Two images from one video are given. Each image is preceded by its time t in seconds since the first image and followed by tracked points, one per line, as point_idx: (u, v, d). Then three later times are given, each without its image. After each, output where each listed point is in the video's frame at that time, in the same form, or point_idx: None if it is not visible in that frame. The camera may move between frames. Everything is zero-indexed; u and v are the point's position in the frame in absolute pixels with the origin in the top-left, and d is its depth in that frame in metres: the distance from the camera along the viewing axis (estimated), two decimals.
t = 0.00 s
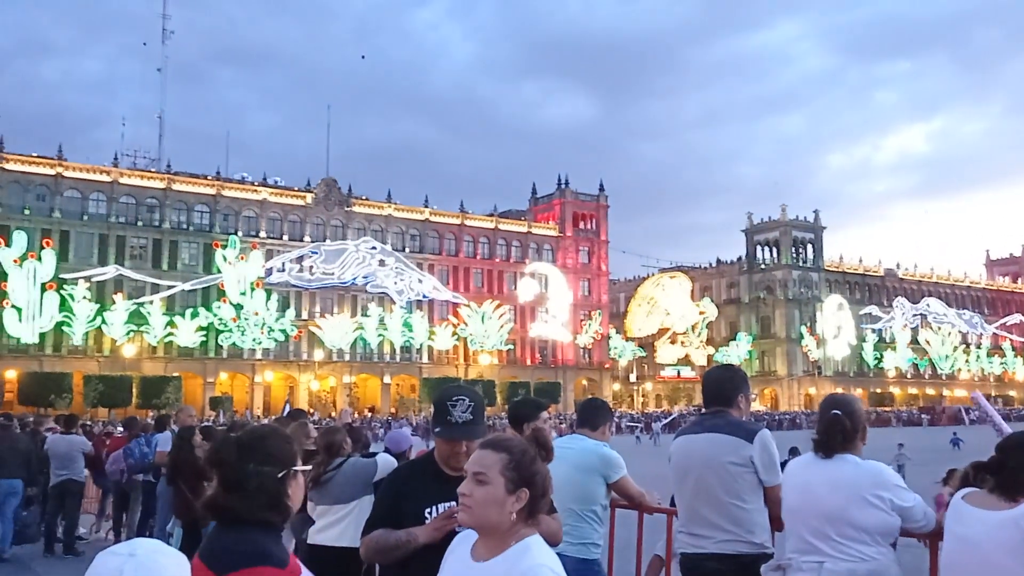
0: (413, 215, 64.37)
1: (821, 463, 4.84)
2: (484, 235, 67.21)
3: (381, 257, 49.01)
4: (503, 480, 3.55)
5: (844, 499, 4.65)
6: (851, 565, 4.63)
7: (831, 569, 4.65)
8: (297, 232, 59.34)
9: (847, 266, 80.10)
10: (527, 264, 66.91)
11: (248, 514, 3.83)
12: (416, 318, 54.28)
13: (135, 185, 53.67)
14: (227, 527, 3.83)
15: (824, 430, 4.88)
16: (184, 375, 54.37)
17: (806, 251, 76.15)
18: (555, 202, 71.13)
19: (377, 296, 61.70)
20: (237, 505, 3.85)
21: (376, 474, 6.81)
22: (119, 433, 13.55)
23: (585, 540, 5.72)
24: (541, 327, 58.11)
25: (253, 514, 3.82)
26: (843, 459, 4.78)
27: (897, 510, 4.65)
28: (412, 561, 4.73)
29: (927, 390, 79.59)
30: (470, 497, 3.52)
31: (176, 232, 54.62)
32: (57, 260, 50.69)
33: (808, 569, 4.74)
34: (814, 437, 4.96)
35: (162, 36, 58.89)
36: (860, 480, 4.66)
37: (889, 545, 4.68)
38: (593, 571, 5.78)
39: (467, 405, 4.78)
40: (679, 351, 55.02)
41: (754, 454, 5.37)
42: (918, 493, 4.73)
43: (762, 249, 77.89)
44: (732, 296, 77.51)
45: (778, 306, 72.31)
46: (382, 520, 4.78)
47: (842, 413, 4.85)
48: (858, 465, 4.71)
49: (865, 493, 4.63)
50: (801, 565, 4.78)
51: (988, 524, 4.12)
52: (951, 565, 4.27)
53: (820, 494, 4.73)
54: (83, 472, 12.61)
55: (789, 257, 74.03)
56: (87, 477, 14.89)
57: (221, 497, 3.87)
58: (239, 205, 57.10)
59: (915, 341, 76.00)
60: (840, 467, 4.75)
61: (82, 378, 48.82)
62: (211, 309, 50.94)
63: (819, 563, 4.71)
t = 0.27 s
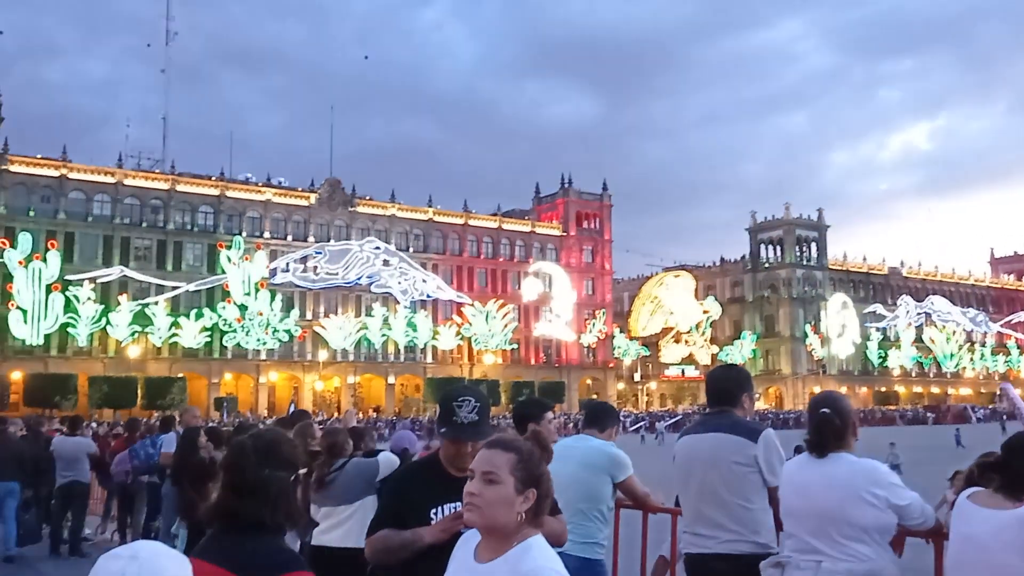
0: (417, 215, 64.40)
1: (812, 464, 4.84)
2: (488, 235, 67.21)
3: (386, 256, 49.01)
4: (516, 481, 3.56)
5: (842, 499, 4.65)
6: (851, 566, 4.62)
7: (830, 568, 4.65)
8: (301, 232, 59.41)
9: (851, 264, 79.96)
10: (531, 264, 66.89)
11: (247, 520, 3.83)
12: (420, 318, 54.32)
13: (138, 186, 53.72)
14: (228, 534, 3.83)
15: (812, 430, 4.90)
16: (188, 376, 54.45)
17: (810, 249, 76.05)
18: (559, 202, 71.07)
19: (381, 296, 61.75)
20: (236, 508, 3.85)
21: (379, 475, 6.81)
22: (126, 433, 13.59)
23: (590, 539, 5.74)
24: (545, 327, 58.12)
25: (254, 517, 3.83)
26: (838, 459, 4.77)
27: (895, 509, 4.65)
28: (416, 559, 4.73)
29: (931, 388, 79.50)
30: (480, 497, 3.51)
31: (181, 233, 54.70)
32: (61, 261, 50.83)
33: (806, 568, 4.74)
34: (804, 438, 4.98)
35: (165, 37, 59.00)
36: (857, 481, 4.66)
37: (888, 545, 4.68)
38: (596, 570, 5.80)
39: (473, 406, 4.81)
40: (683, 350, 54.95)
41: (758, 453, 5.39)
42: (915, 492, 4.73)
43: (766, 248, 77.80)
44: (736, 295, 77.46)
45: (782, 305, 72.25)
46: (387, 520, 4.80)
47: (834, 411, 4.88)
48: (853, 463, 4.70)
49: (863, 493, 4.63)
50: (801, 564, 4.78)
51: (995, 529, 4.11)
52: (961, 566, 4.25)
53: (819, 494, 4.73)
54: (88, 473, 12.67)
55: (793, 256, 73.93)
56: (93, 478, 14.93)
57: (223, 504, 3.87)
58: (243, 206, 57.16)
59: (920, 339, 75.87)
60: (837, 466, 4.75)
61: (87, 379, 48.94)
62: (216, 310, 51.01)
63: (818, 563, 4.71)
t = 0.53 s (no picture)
0: (418, 214, 64.42)
1: (802, 463, 4.87)
2: (489, 234, 67.22)
3: (386, 257, 48.96)
4: (527, 481, 3.60)
5: (832, 497, 4.67)
6: (843, 565, 4.64)
7: (822, 565, 4.67)
8: (302, 233, 59.45)
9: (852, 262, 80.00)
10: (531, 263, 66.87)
11: (245, 521, 3.83)
12: (421, 318, 54.33)
13: (138, 187, 53.73)
14: (226, 536, 3.82)
15: (801, 427, 4.94)
16: (189, 376, 54.50)
17: (811, 247, 76.03)
18: (559, 201, 71.07)
19: (382, 295, 61.79)
20: (234, 511, 3.84)
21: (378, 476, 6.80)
22: (126, 432, 13.61)
23: (591, 536, 5.70)
24: (546, 326, 58.13)
25: (251, 521, 3.82)
26: (823, 459, 4.80)
27: (884, 508, 4.67)
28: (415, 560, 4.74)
29: (932, 385, 79.48)
30: (488, 498, 3.51)
31: (181, 234, 54.73)
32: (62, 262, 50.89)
33: (799, 566, 4.77)
34: (791, 437, 5.01)
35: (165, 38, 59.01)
36: (846, 480, 4.68)
37: (879, 543, 4.70)
38: (597, 569, 5.76)
39: (476, 405, 4.85)
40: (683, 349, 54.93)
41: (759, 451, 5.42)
42: (907, 491, 4.76)
43: (766, 246, 77.77)
44: (737, 294, 77.46)
45: (783, 303, 72.25)
46: (388, 519, 4.80)
47: (816, 411, 4.93)
48: (841, 463, 4.73)
49: (852, 491, 4.65)
50: (793, 562, 4.80)
51: (991, 527, 4.11)
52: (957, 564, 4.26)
53: (808, 493, 4.74)
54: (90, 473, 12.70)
55: (794, 254, 73.88)
56: (95, 477, 14.95)
57: (221, 507, 3.86)
58: (243, 206, 57.15)
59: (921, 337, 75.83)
60: (825, 465, 4.77)
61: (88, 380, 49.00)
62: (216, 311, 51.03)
63: (810, 561, 4.74)
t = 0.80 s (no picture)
0: (418, 214, 64.40)
1: (796, 462, 4.89)
2: (489, 234, 67.21)
3: (386, 257, 48.87)
4: (533, 480, 3.63)
5: (825, 496, 4.71)
6: (839, 564, 4.68)
7: (818, 565, 4.71)
8: (302, 232, 59.45)
9: (852, 262, 80.03)
10: (531, 263, 66.87)
11: (247, 523, 3.82)
12: (421, 318, 54.28)
13: (138, 188, 53.75)
14: (227, 540, 3.82)
15: (789, 426, 4.98)
16: (189, 376, 54.51)
17: (811, 247, 76.00)
18: (560, 200, 71.05)
19: (382, 295, 61.79)
20: (236, 513, 3.84)
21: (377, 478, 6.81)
22: (126, 432, 13.57)
23: (589, 535, 5.71)
24: (546, 325, 58.12)
25: (251, 522, 3.82)
26: (814, 459, 4.85)
27: (876, 505, 4.72)
28: (415, 560, 4.75)
29: (933, 385, 79.47)
30: (495, 499, 3.51)
31: (181, 234, 54.71)
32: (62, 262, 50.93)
33: (794, 565, 4.80)
34: (780, 437, 5.05)
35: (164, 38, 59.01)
36: (840, 480, 4.71)
37: (869, 541, 4.74)
38: (596, 567, 5.77)
39: (475, 407, 4.87)
40: (683, 348, 54.92)
41: (757, 449, 5.45)
42: (900, 488, 4.79)
43: (767, 246, 77.75)
44: (737, 293, 77.50)
45: (783, 302, 72.23)
46: (388, 521, 4.80)
47: (805, 409, 4.97)
48: (834, 463, 4.77)
49: (845, 491, 4.69)
50: (789, 560, 4.84)
51: (988, 525, 4.13)
52: (954, 563, 4.28)
53: (800, 493, 4.78)
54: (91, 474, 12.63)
55: (794, 253, 73.81)
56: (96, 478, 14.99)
57: (221, 508, 3.87)
58: (243, 206, 57.16)
59: (922, 336, 75.81)
60: (816, 464, 4.82)
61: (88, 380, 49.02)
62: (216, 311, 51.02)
63: (806, 561, 4.77)
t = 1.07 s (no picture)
0: (418, 214, 64.45)
1: (787, 462, 4.96)
2: (489, 234, 67.27)
3: (386, 257, 48.93)
4: (541, 480, 3.71)
5: (818, 495, 4.78)
6: (835, 561, 4.75)
7: (816, 564, 4.77)
8: (302, 233, 59.51)
9: (852, 262, 80.15)
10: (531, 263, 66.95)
11: (242, 525, 3.89)
12: (421, 318, 54.35)
13: (138, 188, 53.83)
14: (224, 540, 3.89)
15: (780, 427, 5.05)
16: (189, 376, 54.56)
17: (810, 246, 76.09)
18: (559, 201, 71.11)
19: (382, 296, 61.86)
20: (233, 514, 3.91)
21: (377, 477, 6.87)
22: (127, 431, 13.62)
23: (586, 533, 5.82)
24: (545, 325, 58.20)
25: (250, 523, 3.89)
26: (807, 458, 4.92)
27: (869, 502, 4.79)
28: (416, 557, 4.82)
29: (932, 385, 79.59)
30: (501, 499, 3.58)
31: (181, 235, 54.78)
32: (62, 263, 50.99)
33: (792, 563, 4.87)
34: (770, 438, 5.12)
35: (164, 39, 59.07)
36: (832, 479, 4.78)
37: (864, 538, 4.81)
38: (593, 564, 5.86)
39: (473, 406, 4.90)
40: (683, 348, 55.01)
41: (752, 450, 5.51)
42: (893, 486, 4.86)
43: (766, 245, 77.85)
44: (736, 293, 77.60)
45: (782, 302, 72.32)
46: (390, 519, 4.87)
47: (795, 411, 5.04)
48: (827, 462, 4.84)
49: (839, 490, 4.76)
50: (785, 559, 4.90)
51: (983, 523, 4.21)
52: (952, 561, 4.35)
53: (793, 493, 4.85)
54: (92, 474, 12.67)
55: (793, 253, 73.90)
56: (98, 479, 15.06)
57: (221, 509, 3.93)
58: (243, 207, 57.23)
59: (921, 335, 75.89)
60: (808, 464, 4.89)
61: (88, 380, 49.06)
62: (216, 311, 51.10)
63: (803, 560, 4.83)
